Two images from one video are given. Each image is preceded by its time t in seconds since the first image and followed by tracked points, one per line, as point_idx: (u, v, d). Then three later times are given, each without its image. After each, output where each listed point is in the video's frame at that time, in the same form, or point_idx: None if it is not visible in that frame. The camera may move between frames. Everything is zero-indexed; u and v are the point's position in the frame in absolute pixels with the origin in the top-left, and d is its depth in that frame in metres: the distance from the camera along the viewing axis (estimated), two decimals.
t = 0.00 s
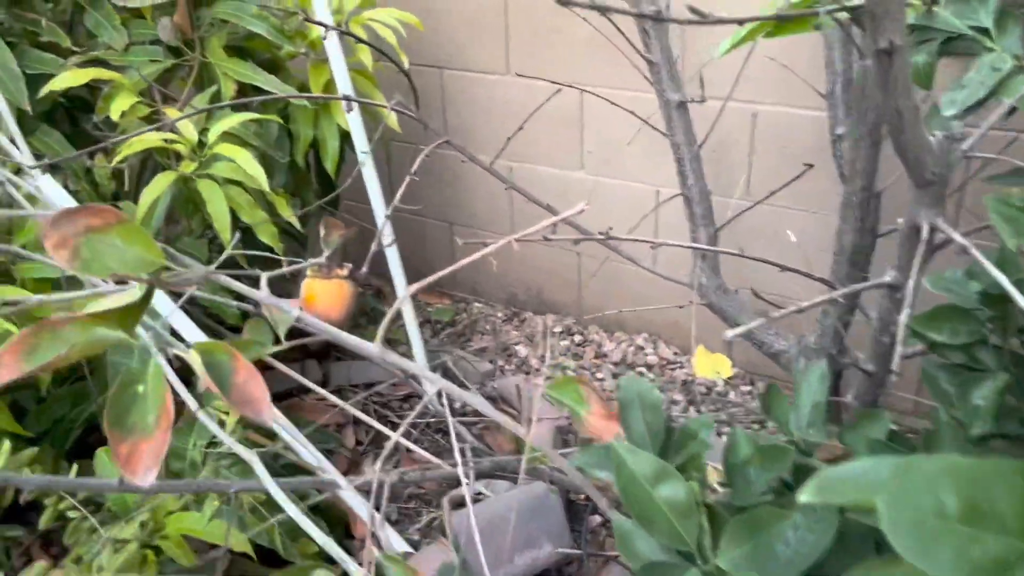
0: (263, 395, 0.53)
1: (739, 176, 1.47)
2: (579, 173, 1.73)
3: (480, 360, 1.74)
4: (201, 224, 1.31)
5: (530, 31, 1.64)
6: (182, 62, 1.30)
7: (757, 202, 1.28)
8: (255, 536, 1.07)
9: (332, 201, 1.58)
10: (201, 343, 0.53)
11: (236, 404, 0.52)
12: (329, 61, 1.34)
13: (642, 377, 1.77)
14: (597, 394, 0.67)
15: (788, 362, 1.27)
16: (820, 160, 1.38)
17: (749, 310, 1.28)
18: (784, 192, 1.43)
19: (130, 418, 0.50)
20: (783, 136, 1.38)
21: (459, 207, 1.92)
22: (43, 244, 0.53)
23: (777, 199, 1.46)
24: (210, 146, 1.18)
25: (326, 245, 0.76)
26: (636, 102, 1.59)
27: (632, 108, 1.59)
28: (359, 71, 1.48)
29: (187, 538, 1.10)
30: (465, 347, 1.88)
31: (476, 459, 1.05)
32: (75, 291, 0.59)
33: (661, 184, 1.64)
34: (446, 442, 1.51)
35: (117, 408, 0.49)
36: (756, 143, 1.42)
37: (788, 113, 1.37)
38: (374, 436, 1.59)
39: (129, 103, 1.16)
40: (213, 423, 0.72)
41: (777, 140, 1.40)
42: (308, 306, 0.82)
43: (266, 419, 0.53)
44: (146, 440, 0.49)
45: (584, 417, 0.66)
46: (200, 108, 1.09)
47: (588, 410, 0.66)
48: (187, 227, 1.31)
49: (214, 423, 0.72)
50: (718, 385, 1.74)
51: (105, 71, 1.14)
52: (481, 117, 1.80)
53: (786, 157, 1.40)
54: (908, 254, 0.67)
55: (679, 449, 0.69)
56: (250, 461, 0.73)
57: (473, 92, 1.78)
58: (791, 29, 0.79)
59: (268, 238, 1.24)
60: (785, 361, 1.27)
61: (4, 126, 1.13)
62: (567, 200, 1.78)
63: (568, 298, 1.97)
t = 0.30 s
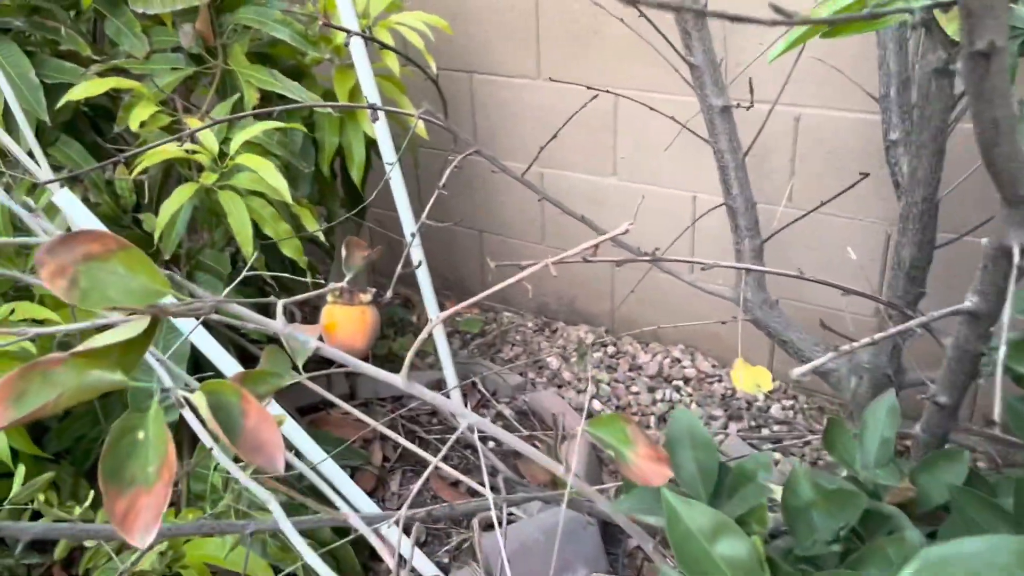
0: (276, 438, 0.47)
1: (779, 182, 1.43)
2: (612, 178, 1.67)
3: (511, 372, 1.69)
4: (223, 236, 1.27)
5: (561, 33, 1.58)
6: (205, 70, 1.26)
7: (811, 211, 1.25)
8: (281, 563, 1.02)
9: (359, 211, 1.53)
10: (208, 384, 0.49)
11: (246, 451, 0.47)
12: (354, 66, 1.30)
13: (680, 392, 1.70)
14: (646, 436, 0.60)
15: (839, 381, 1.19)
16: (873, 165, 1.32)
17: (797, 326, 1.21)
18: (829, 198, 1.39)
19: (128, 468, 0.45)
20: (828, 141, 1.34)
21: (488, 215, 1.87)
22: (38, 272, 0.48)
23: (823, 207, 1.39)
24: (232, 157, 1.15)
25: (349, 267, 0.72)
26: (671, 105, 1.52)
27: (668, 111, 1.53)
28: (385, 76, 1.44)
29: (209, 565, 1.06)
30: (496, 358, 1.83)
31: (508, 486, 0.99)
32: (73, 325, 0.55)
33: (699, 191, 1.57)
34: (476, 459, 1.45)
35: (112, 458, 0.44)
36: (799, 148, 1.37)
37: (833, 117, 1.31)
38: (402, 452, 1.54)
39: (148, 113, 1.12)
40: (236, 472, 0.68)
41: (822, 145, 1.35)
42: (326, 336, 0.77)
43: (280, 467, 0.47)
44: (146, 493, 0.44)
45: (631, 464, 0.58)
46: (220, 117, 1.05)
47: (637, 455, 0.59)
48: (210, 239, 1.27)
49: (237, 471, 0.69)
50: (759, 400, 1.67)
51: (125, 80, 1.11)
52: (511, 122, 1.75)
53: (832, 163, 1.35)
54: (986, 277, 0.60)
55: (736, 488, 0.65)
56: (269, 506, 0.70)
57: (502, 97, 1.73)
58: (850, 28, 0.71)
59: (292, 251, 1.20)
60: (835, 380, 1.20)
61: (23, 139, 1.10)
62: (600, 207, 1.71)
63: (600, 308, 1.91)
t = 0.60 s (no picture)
0: (303, 449, 0.45)
1: (812, 189, 1.40)
2: (640, 185, 1.64)
3: (536, 381, 1.66)
4: (249, 240, 1.26)
5: (591, 37, 1.56)
6: (232, 73, 1.26)
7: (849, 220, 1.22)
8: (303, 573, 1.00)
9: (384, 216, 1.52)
10: (234, 391, 0.47)
11: (271, 462, 0.44)
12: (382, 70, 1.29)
13: (709, 403, 1.65)
14: (689, 451, 0.57)
15: (877, 395, 1.15)
16: (910, 172, 1.28)
17: (835, 338, 1.17)
18: (864, 206, 1.35)
19: (149, 478, 0.43)
20: (863, 148, 1.31)
21: (514, 220, 1.85)
22: (59, 274, 0.46)
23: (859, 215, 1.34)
24: (258, 159, 1.13)
25: (378, 271, 0.70)
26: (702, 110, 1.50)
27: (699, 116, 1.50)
28: (413, 80, 1.42)
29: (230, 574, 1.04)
30: (520, 366, 1.80)
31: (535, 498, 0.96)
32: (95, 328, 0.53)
33: (730, 198, 1.53)
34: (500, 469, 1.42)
35: (133, 469, 0.42)
36: (834, 155, 1.34)
37: (868, 124, 1.29)
38: (425, 460, 1.51)
39: (175, 114, 1.12)
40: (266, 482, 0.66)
41: (858, 153, 1.32)
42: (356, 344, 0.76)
43: (307, 480, 0.45)
44: (167, 505, 0.42)
45: (674, 481, 0.56)
46: (247, 119, 1.04)
47: (679, 473, 0.56)
48: (235, 242, 1.26)
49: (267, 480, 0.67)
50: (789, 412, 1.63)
51: (153, 82, 1.10)
52: (538, 127, 1.73)
53: (868, 171, 1.32)
54: None
55: (780, 506, 0.66)
56: (291, 516, 0.67)
57: (529, 101, 1.71)
58: (908, 25, 0.65)
59: (318, 256, 1.18)
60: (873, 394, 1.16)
61: (51, 140, 1.10)
62: (629, 214, 1.68)
63: (626, 317, 1.88)
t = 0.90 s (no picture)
0: (301, 487, 0.39)
1: (852, 201, 1.32)
2: (670, 194, 1.57)
3: (559, 398, 1.58)
4: (262, 247, 1.21)
5: (620, 41, 1.50)
6: (247, 72, 1.21)
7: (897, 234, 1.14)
8: None
9: (404, 224, 1.46)
10: (221, 421, 0.40)
11: (264, 506, 0.38)
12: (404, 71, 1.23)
13: (740, 424, 1.57)
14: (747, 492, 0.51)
15: (929, 422, 1.07)
16: (961, 185, 1.21)
17: (883, 360, 1.08)
18: (909, 219, 1.27)
19: (120, 524, 0.36)
20: (909, 158, 1.23)
21: (537, 230, 1.78)
22: (28, 279, 0.40)
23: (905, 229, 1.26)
24: (271, 161, 1.08)
25: (393, 281, 0.63)
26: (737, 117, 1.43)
27: (734, 123, 1.42)
28: (435, 82, 1.37)
29: None
30: (542, 382, 1.73)
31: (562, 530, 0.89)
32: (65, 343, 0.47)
33: (764, 209, 1.46)
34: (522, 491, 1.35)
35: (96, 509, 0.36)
36: (877, 165, 1.27)
37: (915, 132, 1.21)
38: (442, 479, 1.45)
39: (185, 115, 1.07)
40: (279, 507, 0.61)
41: (903, 164, 1.24)
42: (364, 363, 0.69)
43: (305, 524, 0.38)
44: (139, 556, 0.35)
45: (729, 528, 0.51)
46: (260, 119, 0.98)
47: (735, 519, 0.51)
48: (247, 249, 1.21)
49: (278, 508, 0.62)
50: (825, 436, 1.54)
51: (164, 80, 1.05)
52: (563, 134, 1.66)
53: (914, 182, 1.25)
54: None
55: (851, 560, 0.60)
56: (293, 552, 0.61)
57: (554, 107, 1.65)
58: (982, 17, 0.46)
59: (333, 263, 1.12)
60: (925, 420, 1.08)
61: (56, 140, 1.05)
62: (658, 225, 1.61)
63: (652, 332, 1.80)
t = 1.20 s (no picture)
0: (285, 493, 0.35)
1: (875, 200, 1.27)
2: (685, 193, 1.52)
3: (568, 402, 1.54)
4: (264, 242, 1.17)
5: (635, 35, 1.45)
6: (250, 61, 1.17)
7: (924, 234, 1.09)
8: None
9: (411, 221, 1.42)
10: (194, 418, 0.36)
11: (241, 513, 0.34)
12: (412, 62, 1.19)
13: (755, 430, 1.52)
14: (779, 504, 0.48)
15: (959, 430, 1.02)
16: (992, 184, 1.15)
17: (911, 364, 1.03)
18: (935, 219, 1.22)
19: (76, 533, 0.32)
20: (935, 157, 1.18)
21: (548, 230, 1.74)
22: None
23: (930, 230, 1.21)
24: (273, 152, 1.04)
25: (394, 272, 0.59)
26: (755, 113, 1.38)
27: (752, 120, 1.38)
28: (445, 74, 1.33)
29: None
30: (552, 385, 1.68)
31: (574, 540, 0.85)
32: (36, 332, 0.43)
33: (782, 209, 1.41)
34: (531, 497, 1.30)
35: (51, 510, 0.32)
36: (901, 163, 1.22)
37: (942, 129, 1.16)
38: (448, 484, 1.40)
39: (185, 103, 1.03)
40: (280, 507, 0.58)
41: (928, 162, 1.19)
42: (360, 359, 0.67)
43: (287, 536, 0.34)
44: (96, 570, 0.31)
45: (762, 544, 0.47)
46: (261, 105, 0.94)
47: (768, 534, 0.48)
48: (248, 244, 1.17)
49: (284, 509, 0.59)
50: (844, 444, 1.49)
51: (164, 67, 1.02)
52: (575, 131, 1.62)
53: (940, 182, 1.19)
54: None
55: None
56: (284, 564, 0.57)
57: (566, 103, 1.61)
58: None
59: (337, 258, 1.08)
60: (954, 429, 1.02)
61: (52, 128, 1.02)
62: (672, 224, 1.56)
63: (666, 335, 1.75)
